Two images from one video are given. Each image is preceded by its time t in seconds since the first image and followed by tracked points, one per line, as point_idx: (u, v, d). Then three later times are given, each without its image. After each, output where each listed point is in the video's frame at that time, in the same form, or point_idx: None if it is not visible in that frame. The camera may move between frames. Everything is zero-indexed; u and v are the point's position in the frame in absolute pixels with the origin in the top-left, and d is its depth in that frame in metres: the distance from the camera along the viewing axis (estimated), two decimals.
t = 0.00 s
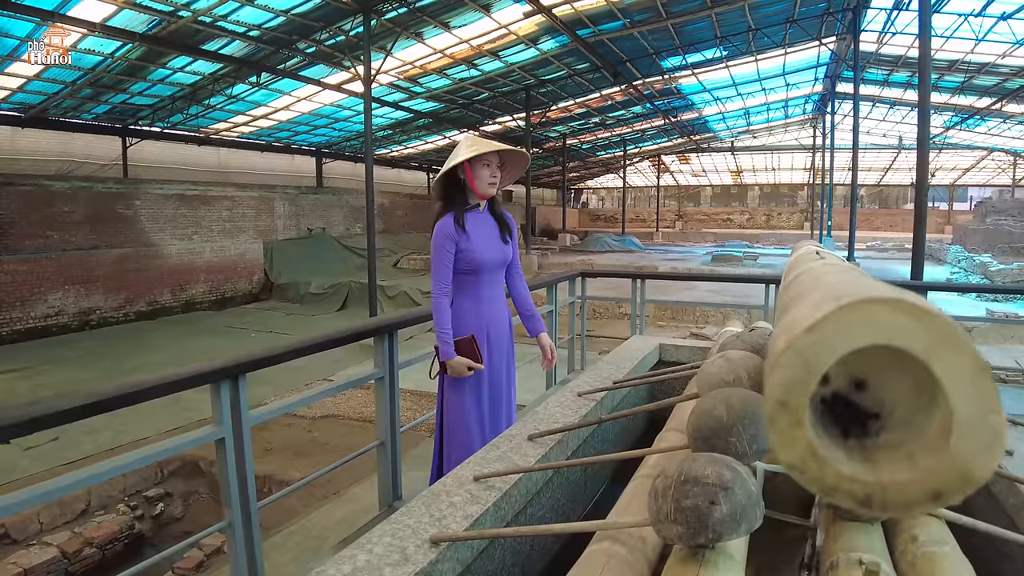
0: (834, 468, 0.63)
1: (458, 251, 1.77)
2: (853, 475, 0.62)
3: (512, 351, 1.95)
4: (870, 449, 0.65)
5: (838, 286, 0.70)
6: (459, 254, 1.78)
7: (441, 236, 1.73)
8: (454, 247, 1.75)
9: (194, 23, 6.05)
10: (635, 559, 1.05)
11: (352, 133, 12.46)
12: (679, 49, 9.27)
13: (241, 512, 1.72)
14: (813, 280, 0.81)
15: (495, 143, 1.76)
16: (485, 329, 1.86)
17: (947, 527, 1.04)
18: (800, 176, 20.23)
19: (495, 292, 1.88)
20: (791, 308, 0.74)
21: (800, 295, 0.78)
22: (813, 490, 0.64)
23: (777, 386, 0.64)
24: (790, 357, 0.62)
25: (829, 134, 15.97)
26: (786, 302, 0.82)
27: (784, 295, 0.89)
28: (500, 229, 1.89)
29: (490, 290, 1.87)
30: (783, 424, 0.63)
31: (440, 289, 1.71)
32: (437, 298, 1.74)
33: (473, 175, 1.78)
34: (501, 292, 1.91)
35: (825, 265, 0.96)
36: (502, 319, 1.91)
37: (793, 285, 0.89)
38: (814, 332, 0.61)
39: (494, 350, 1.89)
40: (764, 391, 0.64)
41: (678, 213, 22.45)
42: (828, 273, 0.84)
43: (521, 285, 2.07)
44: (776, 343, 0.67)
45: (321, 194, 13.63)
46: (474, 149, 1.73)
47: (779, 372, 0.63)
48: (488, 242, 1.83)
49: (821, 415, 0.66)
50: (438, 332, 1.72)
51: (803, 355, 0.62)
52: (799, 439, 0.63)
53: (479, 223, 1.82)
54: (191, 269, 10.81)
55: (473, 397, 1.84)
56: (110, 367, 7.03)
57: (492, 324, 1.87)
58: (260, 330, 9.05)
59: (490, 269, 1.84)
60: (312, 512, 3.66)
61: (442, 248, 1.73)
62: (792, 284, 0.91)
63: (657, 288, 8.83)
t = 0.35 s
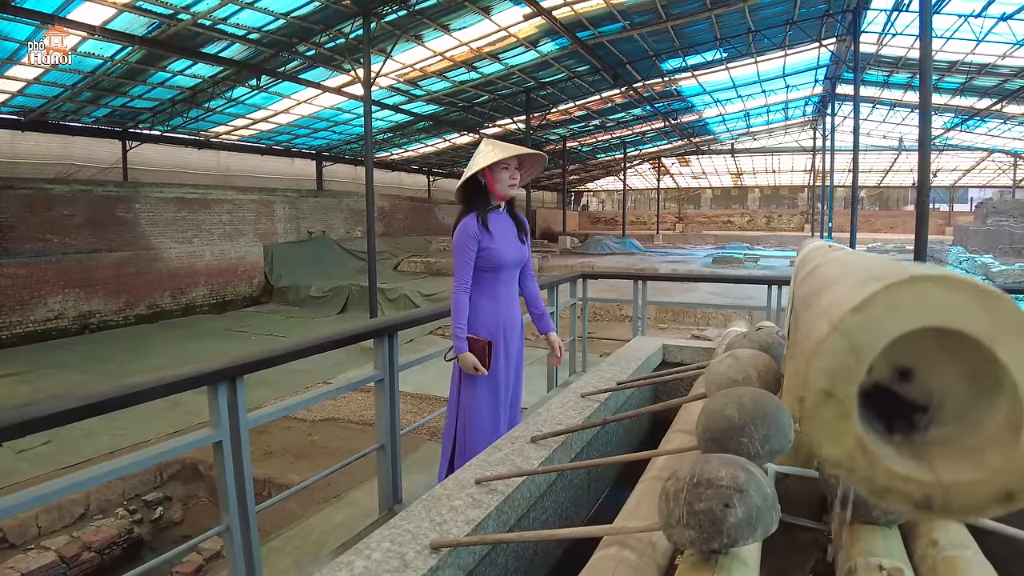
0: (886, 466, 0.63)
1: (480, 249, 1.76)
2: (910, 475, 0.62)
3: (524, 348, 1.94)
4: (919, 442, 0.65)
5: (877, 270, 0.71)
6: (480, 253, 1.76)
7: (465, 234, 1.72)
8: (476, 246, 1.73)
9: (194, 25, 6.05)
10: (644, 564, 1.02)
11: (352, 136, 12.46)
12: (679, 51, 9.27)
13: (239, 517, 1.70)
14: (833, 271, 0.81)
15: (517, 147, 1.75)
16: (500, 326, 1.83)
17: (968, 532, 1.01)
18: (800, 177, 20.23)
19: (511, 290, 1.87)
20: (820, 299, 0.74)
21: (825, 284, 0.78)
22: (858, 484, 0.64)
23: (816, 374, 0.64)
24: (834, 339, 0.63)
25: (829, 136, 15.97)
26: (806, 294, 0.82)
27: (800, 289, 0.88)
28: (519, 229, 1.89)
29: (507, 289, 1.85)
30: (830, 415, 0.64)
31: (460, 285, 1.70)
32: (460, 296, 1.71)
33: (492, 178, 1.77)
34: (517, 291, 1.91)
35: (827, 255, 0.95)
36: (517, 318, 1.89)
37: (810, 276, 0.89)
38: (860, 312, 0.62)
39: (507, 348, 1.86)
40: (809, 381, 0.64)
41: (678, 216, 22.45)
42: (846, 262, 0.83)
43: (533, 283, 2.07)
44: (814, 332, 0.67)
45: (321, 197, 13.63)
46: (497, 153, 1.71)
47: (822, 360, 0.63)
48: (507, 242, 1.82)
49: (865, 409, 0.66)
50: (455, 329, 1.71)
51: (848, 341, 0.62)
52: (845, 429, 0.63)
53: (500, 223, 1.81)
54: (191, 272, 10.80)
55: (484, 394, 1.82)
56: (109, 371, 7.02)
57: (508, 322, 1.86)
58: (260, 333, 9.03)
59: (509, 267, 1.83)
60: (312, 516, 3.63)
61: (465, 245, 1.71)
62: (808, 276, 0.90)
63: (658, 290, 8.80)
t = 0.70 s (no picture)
0: (980, 481, 0.44)
1: (488, 248, 1.73)
2: (1008, 494, 0.43)
3: (532, 347, 1.91)
4: (1009, 449, 0.46)
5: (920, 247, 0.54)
6: (488, 252, 1.73)
7: (473, 231, 1.69)
8: (484, 245, 1.71)
9: (193, 26, 6.03)
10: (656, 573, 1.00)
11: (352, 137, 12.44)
12: (679, 51, 9.25)
13: (237, 521, 1.67)
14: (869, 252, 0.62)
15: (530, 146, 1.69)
16: (506, 324, 1.80)
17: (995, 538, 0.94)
18: (801, 177, 20.22)
19: (520, 290, 1.84)
20: (863, 281, 0.55)
21: (864, 265, 0.59)
22: (946, 507, 0.46)
23: (877, 363, 0.45)
24: (913, 323, 0.43)
25: (829, 136, 15.96)
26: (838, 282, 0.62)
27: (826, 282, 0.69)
28: (529, 229, 1.85)
29: (516, 289, 1.82)
30: (908, 422, 0.44)
31: (465, 282, 1.69)
32: (465, 292, 1.70)
33: (501, 177, 1.74)
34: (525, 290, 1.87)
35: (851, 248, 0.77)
36: (522, 316, 1.85)
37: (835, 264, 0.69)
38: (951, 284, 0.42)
39: (512, 348, 1.83)
40: (879, 382, 0.44)
41: (678, 216, 22.44)
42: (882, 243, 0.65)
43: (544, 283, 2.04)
44: (871, 315, 0.48)
45: (321, 198, 13.61)
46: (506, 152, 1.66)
47: (900, 354, 0.43)
48: (518, 241, 1.78)
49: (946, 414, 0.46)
50: (458, 327, 1.70)
51: (931, 329, 0.42)
52: (924, 443, 0.45)
53: (512, 223, 1.78)
54: (191, 273, 10.78)
55: (486, 390, 1.80)
56: (109, 372, 7.01)
57: (513, 321, 1.83)
58: (260, 334, 9.01)
59: (518, 266, 1.80)
60: (311, 518, 3.60)
61: (473, 243, 1.69)
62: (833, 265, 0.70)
63: (659, 290, 8.78)
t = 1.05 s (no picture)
0: None
1: (484, 246, 1.70)
2: None
3: (531, 348, 1.89)
4: None
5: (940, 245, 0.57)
6: (484, 250, 1.71)
7: (469, 229, 1.67)
8: (479, 243, 1.68)
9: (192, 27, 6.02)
10: None
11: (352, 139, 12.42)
12: (679, 51, 9.22)
13: (232, 526, 1.65)
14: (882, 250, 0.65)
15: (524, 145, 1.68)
16: (504, 326, 1.77)
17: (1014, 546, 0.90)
18: (801, 178, 20.21)
19: (518, 290, 1.81)
20: (893, 284, 0.58)
21: (883, 268, 0.62)
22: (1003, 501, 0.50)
23: (930, 369, 0.49)
24: (978, 329, 0.46)
25: (829, 136, 15.94)
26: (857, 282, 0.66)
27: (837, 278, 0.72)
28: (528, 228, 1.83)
29: (513, 289, 1.79)
30: (977, 431, 0.48)
31: (462, 281, 1.66)
32: (460, 292, 1.67)
33: (496, 176, 1.72)
34: (524, 291, 1.84)
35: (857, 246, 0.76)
36: (521, 317, 1.82)
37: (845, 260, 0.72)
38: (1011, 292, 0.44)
39: (508, 349, 1.81)
40: (945, 389, 0.47)
41: (679, 217, 22.41)
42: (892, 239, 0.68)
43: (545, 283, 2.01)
44: (914, 319, 0.52)
45: (321, 200, 13.59)
46: (497, 150, 1.65)
47: (963, 359, 0.46)
48: (515, 240, 1.76)
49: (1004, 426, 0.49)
50: (453, 327, 1.66)
51: (994, 336, 0.45)
52: (986, 448, 0.48)
53: (508, 222, 1.75)
54: (191, 275, 10.76)
55: (483, 392, 1.77)
56: (108, 375, 6.99)
57: (512, 322, 1.80)
58: (260, 336, 8.98)
59: (516, 265, 1.77)
60: (310, 521, 3.57)
61: (468, 242, 1.67)
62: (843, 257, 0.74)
63: (660, 291, 8.75)
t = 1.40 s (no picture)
0: None
1: (465, 251, 1.68)
2: None
3: (523, 356, 1.82)
4: None
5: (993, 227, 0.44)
6: (466, 254, 1.69)
7: (447, 234, 1.66)
8: (459, 247, 1.67)
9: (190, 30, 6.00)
10: None
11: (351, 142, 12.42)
12: (678, 52, 9.23)
13: (227, 533, 1.62)
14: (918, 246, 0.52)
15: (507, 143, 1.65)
16: (489, 332, 1.73)
17: None
18: (800, 178, 20.22)
19: (506, 295, 1.76)
20: (937, 283, 0.44)
21: (921, 264, 0.48)
22: None
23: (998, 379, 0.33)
24: None
25: (829, 137, 15.95)
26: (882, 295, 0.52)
27: (858, 291, 0.59)
28: (515, 229, 1.76)
29: (501, 293, 1.74)
30: None
31: (441, 288, 1.65)
32: (441, 299, 1.66)
33: (480, 176, 1.70)
34: (514, 295, 1.78)
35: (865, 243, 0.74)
36: (509, 322, 1.76)
37: (867, 267, 0.60)
38: None
39: (496, 357, 1.76)
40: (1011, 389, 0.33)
41: (679, 218, 22.42)
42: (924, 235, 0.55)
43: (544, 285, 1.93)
44: (972, 312, 0.38)
45: (321, 203, 13.58)
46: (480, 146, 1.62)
47: None
48: (498, 242, 1.71)
49: None
50: (431, 334, 1.66)
51: None
52: None
53: (492, 224, 1.71)
54: (190, 279, 10.73)
55: (469, 400, 1.75)
56: (107, 379, 6.96)
57: (499, 328, 1.74)
58: (259, 340, 8.96)
59: (501, 268, 1.72)
60: (309, 526, 3.54)
61: (448, 247, 1.67)
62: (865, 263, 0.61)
63: (660, 292, 8.73)
